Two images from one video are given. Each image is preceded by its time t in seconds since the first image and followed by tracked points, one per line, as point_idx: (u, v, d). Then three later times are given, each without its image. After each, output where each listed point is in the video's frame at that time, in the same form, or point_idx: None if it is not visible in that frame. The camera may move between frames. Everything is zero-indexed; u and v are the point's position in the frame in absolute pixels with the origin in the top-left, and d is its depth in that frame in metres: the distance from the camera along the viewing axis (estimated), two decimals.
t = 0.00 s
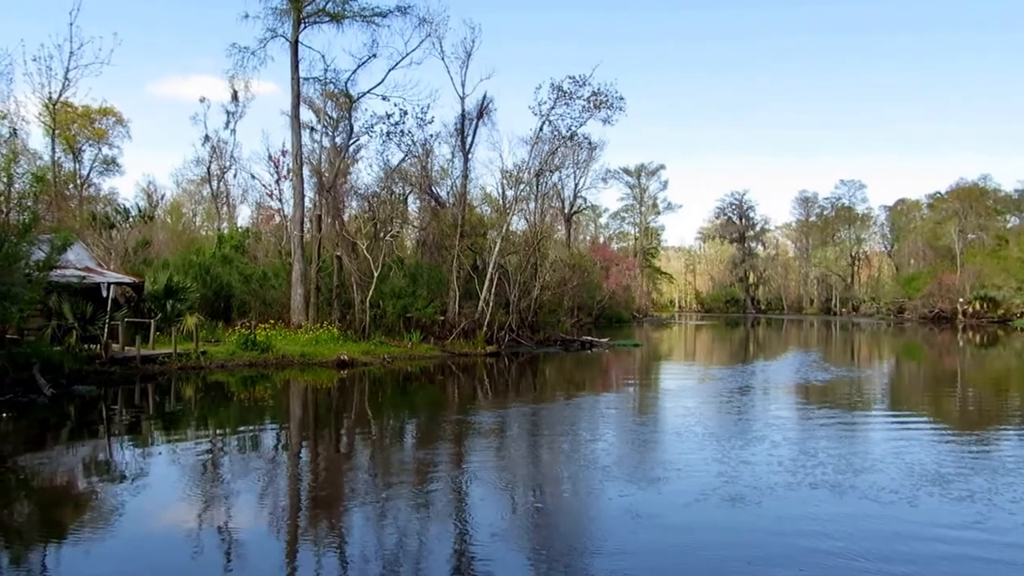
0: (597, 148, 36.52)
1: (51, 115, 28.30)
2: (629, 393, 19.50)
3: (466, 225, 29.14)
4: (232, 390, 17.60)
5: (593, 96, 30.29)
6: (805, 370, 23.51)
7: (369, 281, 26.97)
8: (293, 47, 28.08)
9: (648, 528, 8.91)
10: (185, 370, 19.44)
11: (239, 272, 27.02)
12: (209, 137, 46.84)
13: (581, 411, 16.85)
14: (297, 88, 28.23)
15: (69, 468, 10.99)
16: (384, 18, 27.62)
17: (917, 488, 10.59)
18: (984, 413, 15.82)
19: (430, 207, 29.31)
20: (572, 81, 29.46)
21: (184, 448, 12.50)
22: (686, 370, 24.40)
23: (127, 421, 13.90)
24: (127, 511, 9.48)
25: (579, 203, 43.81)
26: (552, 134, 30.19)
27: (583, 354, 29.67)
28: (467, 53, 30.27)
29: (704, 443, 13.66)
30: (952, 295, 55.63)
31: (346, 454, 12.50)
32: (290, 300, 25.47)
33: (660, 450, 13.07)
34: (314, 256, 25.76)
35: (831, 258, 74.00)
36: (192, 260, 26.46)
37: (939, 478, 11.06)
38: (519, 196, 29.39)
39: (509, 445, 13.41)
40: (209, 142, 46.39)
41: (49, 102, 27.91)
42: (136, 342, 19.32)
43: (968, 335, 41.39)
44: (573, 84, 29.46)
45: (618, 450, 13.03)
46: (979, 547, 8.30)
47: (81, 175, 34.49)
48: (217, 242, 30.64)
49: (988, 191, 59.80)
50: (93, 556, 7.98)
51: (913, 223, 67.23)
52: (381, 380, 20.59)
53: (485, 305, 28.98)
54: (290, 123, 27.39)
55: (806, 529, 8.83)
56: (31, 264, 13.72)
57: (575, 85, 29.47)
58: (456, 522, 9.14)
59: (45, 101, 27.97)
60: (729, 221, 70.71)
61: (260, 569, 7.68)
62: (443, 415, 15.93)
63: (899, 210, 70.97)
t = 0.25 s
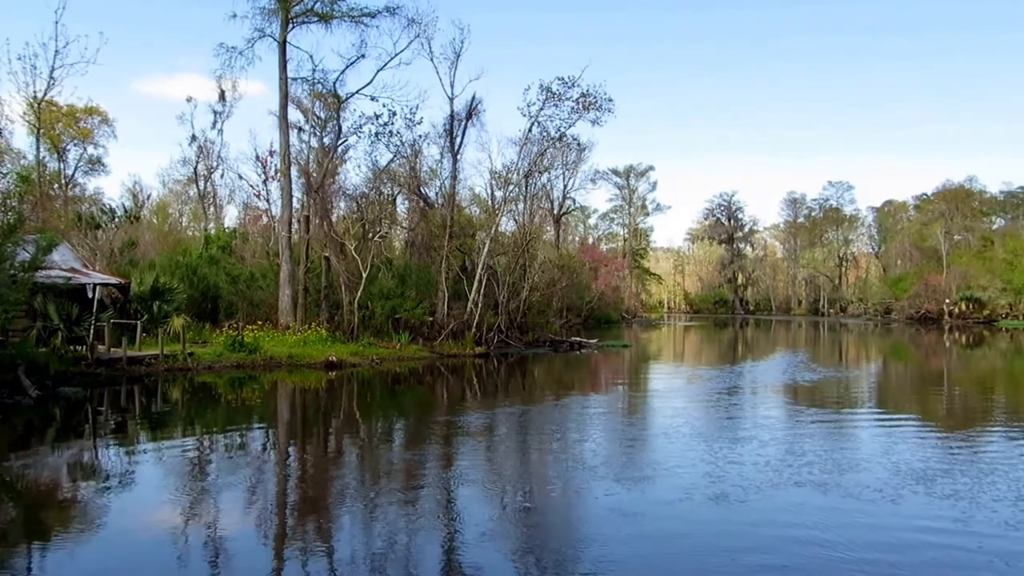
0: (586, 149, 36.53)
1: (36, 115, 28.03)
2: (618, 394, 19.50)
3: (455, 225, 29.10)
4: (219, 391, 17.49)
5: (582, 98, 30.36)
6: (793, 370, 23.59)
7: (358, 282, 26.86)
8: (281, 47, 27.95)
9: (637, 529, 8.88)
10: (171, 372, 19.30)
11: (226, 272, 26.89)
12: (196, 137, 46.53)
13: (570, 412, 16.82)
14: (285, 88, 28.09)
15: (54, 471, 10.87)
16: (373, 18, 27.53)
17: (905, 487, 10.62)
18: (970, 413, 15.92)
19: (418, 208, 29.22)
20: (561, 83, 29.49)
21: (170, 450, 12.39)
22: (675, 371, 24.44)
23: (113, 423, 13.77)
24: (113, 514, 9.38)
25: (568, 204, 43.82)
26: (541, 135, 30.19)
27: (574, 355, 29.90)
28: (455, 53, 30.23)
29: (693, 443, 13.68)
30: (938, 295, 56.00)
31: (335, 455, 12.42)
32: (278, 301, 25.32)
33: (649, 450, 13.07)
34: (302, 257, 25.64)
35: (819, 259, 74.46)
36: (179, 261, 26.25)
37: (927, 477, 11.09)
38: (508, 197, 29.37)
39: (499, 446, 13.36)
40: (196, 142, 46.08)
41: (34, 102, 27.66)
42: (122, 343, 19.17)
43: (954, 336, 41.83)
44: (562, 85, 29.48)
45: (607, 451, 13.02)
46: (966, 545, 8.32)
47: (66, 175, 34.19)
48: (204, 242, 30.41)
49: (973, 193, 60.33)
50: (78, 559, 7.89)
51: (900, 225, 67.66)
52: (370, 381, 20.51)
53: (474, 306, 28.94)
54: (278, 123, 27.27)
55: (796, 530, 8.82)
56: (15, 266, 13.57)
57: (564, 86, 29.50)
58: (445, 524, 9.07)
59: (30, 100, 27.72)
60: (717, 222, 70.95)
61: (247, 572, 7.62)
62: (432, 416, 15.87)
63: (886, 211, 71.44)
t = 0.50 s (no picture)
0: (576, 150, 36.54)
1: (20, 114, 27.74)
2: (607, 394, 19.48)
3: (444, 226, 29.05)
4: (205, 392, 17.37)
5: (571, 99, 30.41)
6: (782, 371, 23.67)
7: (346, 283, 26.74)
8: (269, 48, 27.82)
9: (628, 529, 8.82)
10: (158, 374, 19.17)
11: (213, 273, 26.71)
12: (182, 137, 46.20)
13: (560, 413, 16.77)
14: (273, 88, 27.94)
15: (38, 474, 10.75)
16: (361, 18, 27.41)
17: (891, 486, 10.64)
18: (956, 413, 16.01)
19: (407, 209, 29.12)
20: (550, 84, 29.49)
21: (155, 453, 12.27)
22: (665, 372, 24.46)
23: (98, 425, 13.64)
24: (99, 517, 9.28)
25: (557, 205, 43.79)
26: (530, 136, 30.15)
27: (563, 355, 30.17)
28: (444, 54, 30.17)
29: (681, 443, 13.67)
30: (924, 296, 56.35)
31: (323, 457, 12.34)
32: (265, 302, 25.14)
33: (638, 450, 13.06)
34: (290, 258, 25.52)
35: (807, 260, 74.64)
36: (165, 262, 26.05)
37: (913, 477, 11.12)
38: (497, 198, 29.33)
39: (488, 447, 13.31)
40: (182, 142, 45.73)
41: (18, 101, 27.39)
42: (108, 344, 19.02)
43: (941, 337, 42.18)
44: (551, 86, 29.49)
45: (596, 451, 13.00)
46: (955, 544, 8.32)
47: (51, 175, 33.88)
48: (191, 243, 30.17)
49: (960, 194, 60.83)
50: (62, 563, 7.80)
51: (887, 226, 68.08)
52: (358, 382, 20.42)
53: (463, 307, 28.89)
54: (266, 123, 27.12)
55: (786, 528, 8.80)
56: None
57: (553, 87, 29.50)
58: (434, 526, 8.99)
59: (15, 99, 27.42)
60: (706, 223, 71.16)
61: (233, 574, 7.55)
62: (420, 418, 15.80)
63: (873, 212, 71.85)
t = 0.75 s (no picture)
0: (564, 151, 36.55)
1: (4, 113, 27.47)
2: (596, 395, 19.48)
3: (432, 227, 28.98)
4: (192, 394, 17.27)
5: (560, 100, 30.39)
6: (769, 372, 23.77)
7: (334, 285, 26.62)
8: (257, 47, 27.68)
9: (616, 530, 8.79)
10: (144, 375, 19.06)
11: (200, 274, 26.54)
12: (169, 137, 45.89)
13: (549, 414, 16.75)
14: (261, 88, 27.81)
15: (22, 477, 10.64)
16: (350, 18, 27.32)
17: (877, 485, 10.68)
18: (942, 413, 16.11)
19: (395, 209, 29.02)
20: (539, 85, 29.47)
21: (141, 454, 12.17)
22: (653, 372, 24.50)
23: (83, 427, 13.51)
24: (83, 520, 9.18)
25: (546, 206, 43.78)
26: (519, 137, 30.13)
27: (553, 356, 30.35)
28: (433, 55, 30.10)
29: (670, 444, 13.68)
30: (911, 297, 56.74)
31: (311, 459, 12.26)
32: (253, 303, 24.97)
33: (626, 451, 13.05)
34: (278, 259, 25.35)
35: (795, 261, 74.15)
36: (151, 262, 25.85)
37: (900, 476, 11.17)
38: (486, 198, 29.30)
39: (477, 448, 13.27)
40: (169, 141, 45.44)
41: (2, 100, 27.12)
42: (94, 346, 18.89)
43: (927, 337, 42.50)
44: (540, 87, 29.47)
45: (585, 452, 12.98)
46: (941, 542, 8.35)
47: (35, 174, 33.58)
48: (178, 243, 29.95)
49: (946, 196, 61.33)
50: (46, 567, 7.70)
51: (874, 227, 68.53)
52: (346, 384, 20.34)
53: (451, 308, 28.84)
54: (253, 123, 26.98)
55: (774, 528, 8.80)
56: None
57: (542, 88, 29.47)
58: (423, 528, 8.93)
59: None
60: (694, 224, 71.37)
61: None
62: (409, 419, 15.73)
63: (860, 214, 72.28)
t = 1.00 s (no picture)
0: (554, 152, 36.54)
1: None
2: (585, 396, 19.50)
3: (421, 228, 28.90)
4: (179, 395, 17.14)
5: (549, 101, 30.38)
6: (757, 372, 23.87)
7: (322, 286, 26.52)
8: (244, 48, 27.53)
9: (604, 530, 8.81)
10: (130, 376, 18.93)
11: (187, 275, 26.35)
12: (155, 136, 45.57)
13: (539, 414, 16.73)
14: (248, 88, 27.66)
15: (5, 480, 10.51)
16: (338, 19, 27.21)
17: (863, 485, 10.76)
18: (929, 413, 16.22)
19: (384, 210, 28.90)
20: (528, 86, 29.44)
21: (127, 456, 12.07)
22: (642, 373, 24.55)
23: (68, 429, 13.39)
24: (68, 523, 9.09)
25: (535, 206, 43.74)
26: (508, 138, 30.10)
27: (542, 357, 30.33)
28: (422, 55, 30.03)
29: (659, 444, 13.71)
30: (898, 298, 57.10)
31: (299, 461, 12.20)
32: (240, 304, 24.82)
33: (616, 451, 13.07)
34: (266, 260, 25.20)
35: (783, 262, 74.78)
36: (137, 263, 25.63)
37: (887, 475, 11.24)
38: (475, 200, 29.25)
39: (466, 448, 13.26)
40: (155, 141, 45.12)
41: None
42: (79, 347, 18.74)
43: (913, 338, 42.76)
44: (530, 89, 29.43)
45: (574, 452, 13.00)
46: (926, 541, 8.41)
47: (19, 174, 33.26)
48: (164, 244, 29.72)
49: (932, 197, 61.80)
50: (29, 570, 7.61)
51: (862, 228, 68.94)
52: (334, 385, 20.23)
53: (440, 309, 28.78)
54: (241, 123, 26.83)
55: (762, 529, 8.84)
56: None
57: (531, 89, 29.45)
58: (411, 528, 8.90)
59: None
60: (683, 225, 71.58)
61: None
62: (398, 420, 15.68)
63: (848, 215, 72.63)
